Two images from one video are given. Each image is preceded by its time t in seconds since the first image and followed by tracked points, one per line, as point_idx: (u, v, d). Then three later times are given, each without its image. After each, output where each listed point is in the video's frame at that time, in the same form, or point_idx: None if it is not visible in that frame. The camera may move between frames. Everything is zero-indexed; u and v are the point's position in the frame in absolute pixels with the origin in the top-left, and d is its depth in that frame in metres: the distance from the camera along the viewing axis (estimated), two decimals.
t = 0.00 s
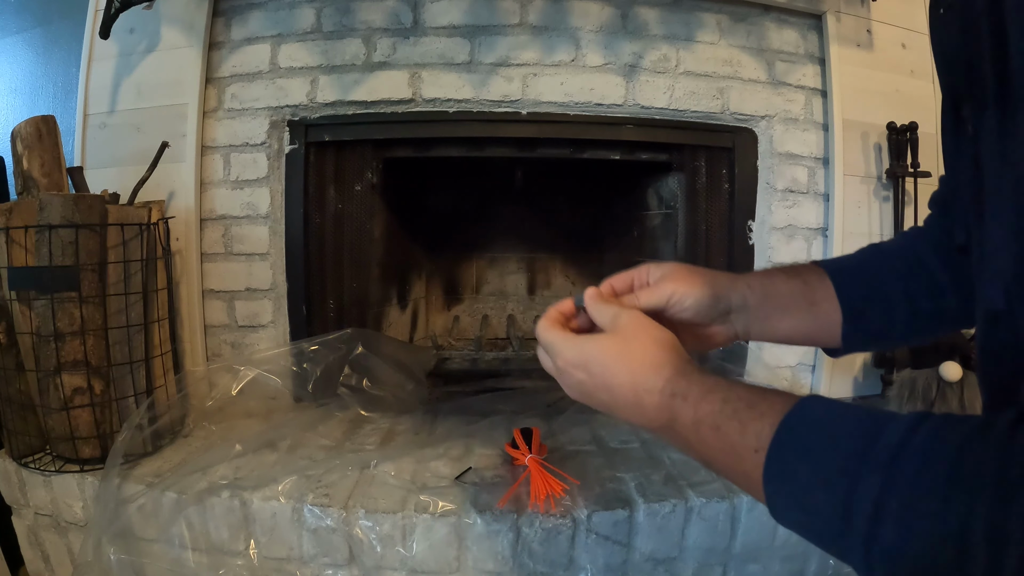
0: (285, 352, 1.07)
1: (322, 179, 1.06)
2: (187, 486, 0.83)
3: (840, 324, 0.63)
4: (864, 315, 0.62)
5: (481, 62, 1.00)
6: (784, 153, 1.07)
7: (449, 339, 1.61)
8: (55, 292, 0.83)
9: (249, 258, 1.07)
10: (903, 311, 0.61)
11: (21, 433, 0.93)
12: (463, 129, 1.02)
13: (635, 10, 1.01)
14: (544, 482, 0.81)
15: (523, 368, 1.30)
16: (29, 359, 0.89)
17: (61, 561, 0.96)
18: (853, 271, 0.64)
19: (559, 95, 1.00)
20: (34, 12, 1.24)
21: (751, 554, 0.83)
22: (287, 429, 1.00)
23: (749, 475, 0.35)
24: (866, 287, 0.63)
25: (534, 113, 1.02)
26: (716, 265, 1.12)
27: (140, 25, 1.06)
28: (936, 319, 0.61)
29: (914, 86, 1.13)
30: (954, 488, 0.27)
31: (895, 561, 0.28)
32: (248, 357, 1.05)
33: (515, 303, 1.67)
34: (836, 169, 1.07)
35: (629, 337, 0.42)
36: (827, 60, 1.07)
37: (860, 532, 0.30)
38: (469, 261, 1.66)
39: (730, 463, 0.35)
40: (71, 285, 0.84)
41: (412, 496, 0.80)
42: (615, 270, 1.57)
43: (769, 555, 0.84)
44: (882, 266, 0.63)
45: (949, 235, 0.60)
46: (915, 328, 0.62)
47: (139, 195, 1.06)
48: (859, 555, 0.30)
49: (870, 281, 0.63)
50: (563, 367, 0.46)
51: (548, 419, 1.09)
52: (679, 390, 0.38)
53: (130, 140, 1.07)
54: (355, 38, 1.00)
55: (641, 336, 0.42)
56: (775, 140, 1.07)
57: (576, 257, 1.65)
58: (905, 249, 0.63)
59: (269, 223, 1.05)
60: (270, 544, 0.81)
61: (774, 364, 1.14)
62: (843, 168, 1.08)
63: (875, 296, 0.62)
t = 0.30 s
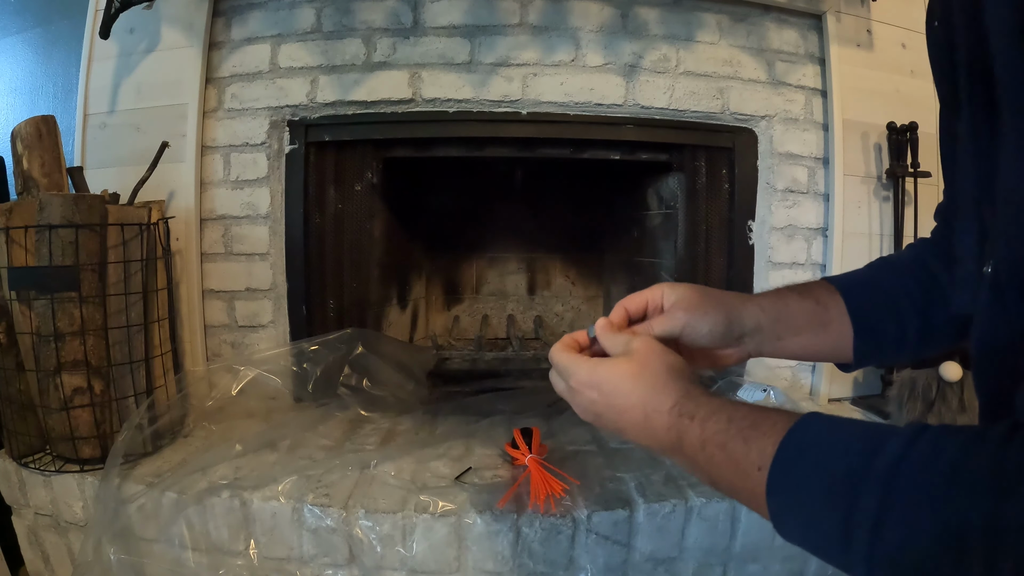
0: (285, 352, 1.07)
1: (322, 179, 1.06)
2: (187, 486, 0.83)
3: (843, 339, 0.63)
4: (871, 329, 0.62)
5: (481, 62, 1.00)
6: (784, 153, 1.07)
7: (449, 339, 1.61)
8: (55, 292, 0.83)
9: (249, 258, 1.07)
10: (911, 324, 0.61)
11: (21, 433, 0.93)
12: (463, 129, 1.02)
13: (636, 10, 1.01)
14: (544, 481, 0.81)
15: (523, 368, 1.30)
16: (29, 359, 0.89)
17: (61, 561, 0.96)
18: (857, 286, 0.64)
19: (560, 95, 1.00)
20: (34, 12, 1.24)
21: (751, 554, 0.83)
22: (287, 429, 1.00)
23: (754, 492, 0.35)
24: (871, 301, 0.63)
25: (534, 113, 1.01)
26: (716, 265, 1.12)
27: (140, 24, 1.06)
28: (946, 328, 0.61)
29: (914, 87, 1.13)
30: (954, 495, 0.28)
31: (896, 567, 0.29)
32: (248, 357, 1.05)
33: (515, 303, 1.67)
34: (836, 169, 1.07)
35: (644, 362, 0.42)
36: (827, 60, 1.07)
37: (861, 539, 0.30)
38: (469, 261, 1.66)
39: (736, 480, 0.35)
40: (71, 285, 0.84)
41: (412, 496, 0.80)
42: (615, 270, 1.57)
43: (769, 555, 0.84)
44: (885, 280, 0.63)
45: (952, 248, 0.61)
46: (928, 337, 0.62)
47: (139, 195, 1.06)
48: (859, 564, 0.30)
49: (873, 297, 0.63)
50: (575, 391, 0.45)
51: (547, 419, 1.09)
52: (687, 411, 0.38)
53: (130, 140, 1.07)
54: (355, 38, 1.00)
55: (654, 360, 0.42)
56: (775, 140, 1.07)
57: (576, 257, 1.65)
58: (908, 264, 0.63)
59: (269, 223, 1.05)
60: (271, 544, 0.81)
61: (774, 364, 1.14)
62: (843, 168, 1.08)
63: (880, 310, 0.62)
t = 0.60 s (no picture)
0: (285, 352, 1.07)
1: (322, 179, 1.06)
2: (187, 486, 0.83)
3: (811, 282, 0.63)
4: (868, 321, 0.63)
5: (481, 62, 1.00)
6: (783, 153, 1.07)
7: (449, 339, 1.61)
8: (54, 292, 0.83)
9: (249, 258, 1.07)
10: (907, 312, 0.62)
11: (21, 433, 0.93)
12: (463, 129, 1.02)
13: (635, 10, 1.01)
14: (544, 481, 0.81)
15: (523, 368, 1.30)
16: (29, 359, 0.89)
17: (61, 562, 0.96)
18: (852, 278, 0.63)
19: (560, 96, 1.00)
20: (35, 12, 1.24)
21: (752, 554, 0.83)
22: (287, 429, 1.00)
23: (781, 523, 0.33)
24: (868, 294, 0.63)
25: (534, 113, 1.01)
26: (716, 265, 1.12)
27: (140, 24, 1.06)
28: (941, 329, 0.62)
29: (914, 87, 1.13)
30: (952, 493, 0.29)
31: None
32: (248, 357, 1.05)
33: (515, 303, 1.67)
34: (836, 169, 1.07)
35: (659, 410, 0.37)
36: (827, 60, 1.07)
37: (867, 553, 0.30)
38: (468, 261, 1.66)
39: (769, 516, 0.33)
40: (71, 285, 0.84)
41: (412, 496, 0.80)
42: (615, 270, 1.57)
43: (770, 555, 0.84)
44: (880, 270, 0.62)
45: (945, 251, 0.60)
46: (920, 321, 0.63)
47: (139, 195, 1.06)
48: (854, 567, 0.30)
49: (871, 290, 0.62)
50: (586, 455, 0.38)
51: (547, 419, 1.09)
52: (715, 447, 0.35)
53: (130, 140, 1.07)
54: (355, 38, 1.00)
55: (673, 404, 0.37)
56: (775, 140, 1.07)
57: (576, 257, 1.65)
58: (898, 251, 0.63)
59: (269, 223, 1.05)
60: (271, 544, 0.81)
61: (774, 364, 1.14)
62: (842, 168, 1.08)
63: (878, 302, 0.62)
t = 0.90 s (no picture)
0: (285, 352, 1.07)
1: (322, 179, 1.06)
2: (187, 486, 0.83)
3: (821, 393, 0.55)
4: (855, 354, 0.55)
5: (481, 62, 1.00)
6: (783, 154, 1.07)
7: (449, 339, 1.62)
8: (54, 292, 0.83)
9: (249, 258, 1.07)
10: (897, 354, 0.55)
11: (21, 433, 0.93)
12: (463, 130, 1.02)
13: (636, 10, 1.01)
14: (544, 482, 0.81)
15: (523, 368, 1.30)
16: (29, 359, 0.89)
17: (61, 562, 0.96)
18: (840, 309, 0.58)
19: (560, 96, 1.00)
20: (35, 12, 1.24)
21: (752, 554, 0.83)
22: (287, 429, 1.00)
23: None
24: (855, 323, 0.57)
25: (534, 113, 1.01)
26: (716, 265, 1.12)
27: (140, 24, 1.06)
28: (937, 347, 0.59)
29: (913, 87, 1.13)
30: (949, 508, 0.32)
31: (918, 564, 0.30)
32: (248, 357, 1.06)
33: (515, 303, 1.67)
34: (836, 169, 1.07)
35: (683, 495, 0.45)
36: (827, 60, 1.07)
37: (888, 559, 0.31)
38: (468, 261, 1.66)
39: None
40: (71, 285, 0.84)
41: (412, 496, 0.80)
42: (615, 270, 1.57)
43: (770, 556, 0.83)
44: (876, 305, 0.56)
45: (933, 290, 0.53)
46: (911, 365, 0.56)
47: (139, 195, 1.07)
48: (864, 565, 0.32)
49: (866, 326, 0.55)
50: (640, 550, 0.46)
51: (547, 419, 1.09)
52: (729, 521, 0.41)
53: (130, 140, 1.07)
54: (355, 38, 1.00)
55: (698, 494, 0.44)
56: (775, 140, 1.07)
57: (576, 257, 1.65)
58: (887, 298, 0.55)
59: (269, 223, 1.05)
60: (271, 544, 0.81)
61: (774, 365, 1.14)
62: (842, 169, 1.08)
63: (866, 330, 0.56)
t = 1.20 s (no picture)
0: (285, 352, 1.07)
1: (322, 179, 1.06)
2: (187, 486, 0.83)
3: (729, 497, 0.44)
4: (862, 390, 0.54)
5: (481, 62, 1.00)
6: (783, 153, 1.07)
7: (449, 339, 1.62)
8: (55, 292, 0.83)
9: (249, 258, 1.07)
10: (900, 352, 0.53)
11: (21, 433, 0.93)
12: (463, 130, 1.02)
13: (636, 10, 1.01)
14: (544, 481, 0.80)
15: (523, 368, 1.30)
16: (29, 359, 0.89)
17: (61, 562, 0.96)
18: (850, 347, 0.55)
19: (560, 95, 1.00)
20: (35, 12, 1.24)
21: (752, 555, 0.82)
22: (287, 429, 1.00)
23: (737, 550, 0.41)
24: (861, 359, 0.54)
25: (534, 113, 1.02)
26: (716, 265, 1.12)
27: (140, 24, 1.06)
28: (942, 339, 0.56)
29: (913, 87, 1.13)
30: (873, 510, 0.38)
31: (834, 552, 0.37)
32: (248, 357, 1.06)
33: (515, 303, 1.67)
34: (836, 169, 1.07)
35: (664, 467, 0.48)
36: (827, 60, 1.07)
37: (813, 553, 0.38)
38: (468, 261, 1.66)
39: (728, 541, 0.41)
40: (71, 285, 0.84)
41: (412, 496, 0.80)
42: (615, 270, 1.57)
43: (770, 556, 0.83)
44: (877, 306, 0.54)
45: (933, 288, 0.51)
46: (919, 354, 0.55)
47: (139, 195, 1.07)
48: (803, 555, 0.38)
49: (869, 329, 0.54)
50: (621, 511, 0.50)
51: (547, 419, 1.09)
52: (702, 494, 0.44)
53: (129, 140, 1.07)
54: (355, 38, 1.00)
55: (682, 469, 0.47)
56: (775, 140, 1.07)
57: (576, 257, 1.65)
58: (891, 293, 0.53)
59: (269, 223, 1.05)
60: (271, 544, 0.81)
61: (774, 365, 1.13)
62: (842, 169, 1.08)
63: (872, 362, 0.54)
